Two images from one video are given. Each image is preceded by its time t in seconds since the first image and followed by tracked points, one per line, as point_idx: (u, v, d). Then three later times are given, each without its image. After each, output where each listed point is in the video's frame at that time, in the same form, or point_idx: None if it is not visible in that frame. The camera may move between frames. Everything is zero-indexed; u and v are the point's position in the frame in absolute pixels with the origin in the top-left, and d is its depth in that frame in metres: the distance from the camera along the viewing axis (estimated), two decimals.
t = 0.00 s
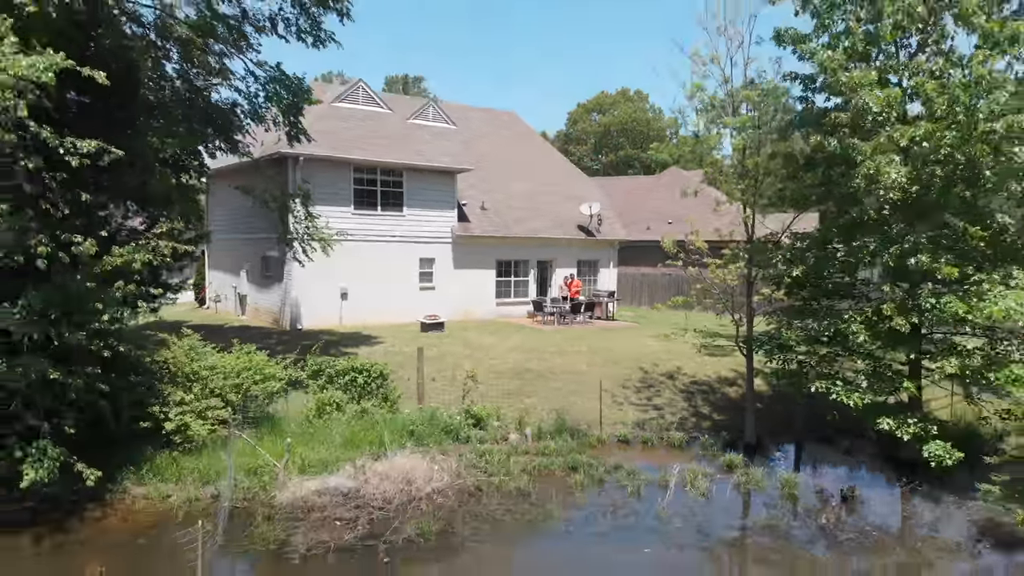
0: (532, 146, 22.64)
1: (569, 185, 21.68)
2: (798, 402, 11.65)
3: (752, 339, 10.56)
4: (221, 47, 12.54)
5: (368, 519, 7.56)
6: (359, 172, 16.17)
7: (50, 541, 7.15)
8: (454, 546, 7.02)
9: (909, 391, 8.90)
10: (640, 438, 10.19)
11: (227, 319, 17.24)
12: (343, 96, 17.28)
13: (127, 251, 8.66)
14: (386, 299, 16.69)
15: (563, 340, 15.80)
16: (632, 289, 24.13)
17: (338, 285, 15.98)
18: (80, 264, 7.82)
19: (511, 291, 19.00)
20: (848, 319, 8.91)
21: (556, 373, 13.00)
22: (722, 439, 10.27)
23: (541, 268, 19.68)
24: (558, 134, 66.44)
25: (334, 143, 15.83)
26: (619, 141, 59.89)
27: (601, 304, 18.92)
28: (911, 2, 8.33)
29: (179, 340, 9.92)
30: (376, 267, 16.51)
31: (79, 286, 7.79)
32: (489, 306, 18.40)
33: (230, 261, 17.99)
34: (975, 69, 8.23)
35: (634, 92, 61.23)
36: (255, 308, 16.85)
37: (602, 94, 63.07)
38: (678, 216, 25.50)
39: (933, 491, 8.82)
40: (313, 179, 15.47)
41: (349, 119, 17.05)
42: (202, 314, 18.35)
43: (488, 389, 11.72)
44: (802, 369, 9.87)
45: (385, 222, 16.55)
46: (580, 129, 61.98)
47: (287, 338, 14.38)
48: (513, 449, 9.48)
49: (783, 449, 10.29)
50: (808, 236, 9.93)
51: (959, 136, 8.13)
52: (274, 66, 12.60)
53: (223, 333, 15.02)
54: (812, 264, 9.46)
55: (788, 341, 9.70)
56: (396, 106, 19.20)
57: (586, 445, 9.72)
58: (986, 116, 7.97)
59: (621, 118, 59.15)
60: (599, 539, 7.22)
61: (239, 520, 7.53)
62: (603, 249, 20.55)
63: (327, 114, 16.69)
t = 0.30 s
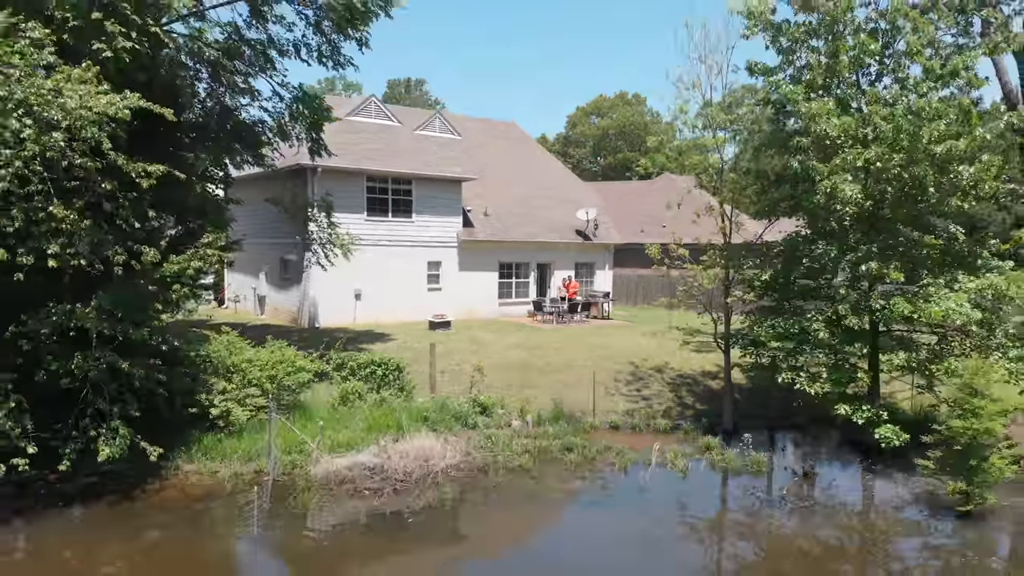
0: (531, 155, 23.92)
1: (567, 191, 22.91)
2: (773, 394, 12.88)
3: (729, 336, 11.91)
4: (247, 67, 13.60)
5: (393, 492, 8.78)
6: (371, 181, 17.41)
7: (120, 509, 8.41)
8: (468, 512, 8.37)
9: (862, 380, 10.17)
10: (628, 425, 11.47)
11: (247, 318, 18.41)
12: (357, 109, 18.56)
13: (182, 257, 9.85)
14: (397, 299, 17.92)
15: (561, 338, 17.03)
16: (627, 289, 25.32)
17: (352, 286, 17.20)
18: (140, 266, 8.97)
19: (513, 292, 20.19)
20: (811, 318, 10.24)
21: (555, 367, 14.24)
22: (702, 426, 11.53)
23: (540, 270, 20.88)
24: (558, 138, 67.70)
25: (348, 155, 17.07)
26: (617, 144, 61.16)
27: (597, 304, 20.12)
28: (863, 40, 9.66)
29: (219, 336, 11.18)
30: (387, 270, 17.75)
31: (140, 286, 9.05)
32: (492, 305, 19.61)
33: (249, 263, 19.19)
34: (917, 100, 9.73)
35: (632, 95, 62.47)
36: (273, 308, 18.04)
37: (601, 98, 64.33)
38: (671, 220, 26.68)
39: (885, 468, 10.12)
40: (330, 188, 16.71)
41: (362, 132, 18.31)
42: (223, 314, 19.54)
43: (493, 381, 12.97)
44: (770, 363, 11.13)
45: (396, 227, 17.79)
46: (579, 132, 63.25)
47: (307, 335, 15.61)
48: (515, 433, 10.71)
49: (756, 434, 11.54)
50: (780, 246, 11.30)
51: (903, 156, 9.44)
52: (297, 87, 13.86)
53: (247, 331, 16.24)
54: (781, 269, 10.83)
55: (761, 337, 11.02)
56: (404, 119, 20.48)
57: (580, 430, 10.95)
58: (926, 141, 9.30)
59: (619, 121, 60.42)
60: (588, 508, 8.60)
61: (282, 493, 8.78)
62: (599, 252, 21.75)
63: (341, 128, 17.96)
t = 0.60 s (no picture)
0: (531, 163, 25.22)
1: (565, 198, 24.20)
2: (752, 387, 14.11)
3: (710, 335, 13.16)
4: (271, 87, 14.86)
5: (411, 468, 10.48)
6: (382, 190, 18.70)
7: (175, 483, 9.81)
8: (475, 493, 9.76)
9: (824, 373, 11.45)
10: (618, 415, 12.93)
11: (266, 317, 19.66)
12: (368, 123, 20.00)
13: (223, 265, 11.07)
14: (406, 300, 19.19)
15: (559, 336, 18.31)
16: (624, 290, 26.57)
17: (364, 288, 18.48)
18: (190, 275, 10.11)
19: (514, 293, 21.44)
20: (780, 318, 11.54)
21: (553, 362, 15.59)
22: (684, 415, 12.90)
23: (540, 272, 22.12)
24: (558, 140, 69.03)
25: (361, 166, 18.40)
26: (616, 147, 62.47)
27: (593, 304, 21.34)
28: (824, 72, 10.98)
29: (251, 334, 12.47)
30: (397, 272, 19.02)
31: (189, 293, 10.21)
32: (495, 305, 20.87)
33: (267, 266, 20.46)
34: (872, 124, 10.96)
35: (631, 99, 63.73)
36: (291, 308, 19.29)
37: (600, 101, 65.63)
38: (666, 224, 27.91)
39: (846, 452, 11.45)
40: (345, 197, 17.99)
41: (373, 145, 19.69)
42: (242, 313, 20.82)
43: (496, 375, 14.31)
44: (743, 357, 12.43)
45: (406, 233, 19.07)
46: (578, 135, 64.62)
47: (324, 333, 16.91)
48: (517, 421, 12.10)
49: (734, 421, 12.85)
50: (755, 254, 12.59)
51: (859, 176, 10.78)
52: (318, 107, 15.13)
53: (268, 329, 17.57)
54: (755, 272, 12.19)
55: (736, 335, 12.36)
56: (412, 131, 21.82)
57: (575, 418, 12.36)
58: (880, 162, 10.57)
59: (617, 125, 61.71)
60: (579, 490, 9.92)
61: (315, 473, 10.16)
62: (596, 255, 22.98)
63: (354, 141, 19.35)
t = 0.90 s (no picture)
0: (531, 171, 26.56)
1: (563, 204, 25.52)
2: (734, 380, 15.45)
3: (695, 333, 14.48)
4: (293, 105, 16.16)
5: (425, 452, 12.02)
6: (393, 198, 20.03)
7: (218, 464, 11.34)
8: (479, 474, 11.21)
9: (794, 367, 12.78)
10: (610, 406, 14.29)
11: (282, 317, 20.96)
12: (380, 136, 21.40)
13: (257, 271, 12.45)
14: (414, 300, 20.50)
15: (558, 334, 19.63)
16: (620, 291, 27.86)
17: (376, 289, 19.80)
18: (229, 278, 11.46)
19: (516, 294, 22.73)
20: (756, 318, 12.90)
21: (552, 358, 16.95)
22: (670, 406, 14.26)
23: (540, 274, 23.41)
24: (558, 143, 70.40)
25: (373, 176, 19.76)
26: (615, 150, 63.83)
27: (590, 305, 22.61)
28: (794, 98, 12.31)
29: (279, 333, 13.82)
30: (406, 275, 20.33)
31: (228, 294, 11.56)
32: (497, 305, 22.17)
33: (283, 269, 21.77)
34: (838, 144, 12.26)
35: (629, 103, 65.06)
36: (306, 308, 20.57)
37: (598, 105, 67.00)
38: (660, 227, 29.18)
39: (814, 438, 12.79)
40: (359, 205, 19.31)
41: (384, 156, 21.07)
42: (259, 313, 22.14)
43: (500, 370, 15.67)
44: (723, 353, 13.76)
45: (414, 238, 20.38)
46: (577, 138, 66.01)
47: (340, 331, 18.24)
48: (519, 411, 13.47)
49: (716, 412, 14.20)
50: (734, 260, 13.92)
51: (826, 192, 12.08)
52: (335, 123, 16.43)
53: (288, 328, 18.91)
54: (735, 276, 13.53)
55: (716, 333, 13.73)
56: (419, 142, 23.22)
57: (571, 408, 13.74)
58: (842, 178, 11.88)
59: (616, 128, 63.09)
60: (569, 471, 11.37)
61: (343, 458, 11.60)
62: (593, 258, 24.27)
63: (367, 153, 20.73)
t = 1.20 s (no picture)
0: (530, 178, 27.93)
1: (562, 210, 26.89)
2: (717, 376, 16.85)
3: (681, 332, 15.87)
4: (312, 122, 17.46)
5: (435, 439, 13.52)
6: (402, 207, 21.42)
7: (249, 451, 12.86)
8: (483, 461, 12.66)
9: (769, 363, 14.17)
10: (603, 399, 15.73)
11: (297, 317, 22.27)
12: (389, 147, 22.81)
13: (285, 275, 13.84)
14: (421, 301, 21.89)
15: (556, 333, 21.01)
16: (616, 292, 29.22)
17: (386, 291, 21.18)
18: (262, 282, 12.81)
19: (516, 295, 24.09)
20: (735, 319, 14.31)
21: (550, 356, 18.38)
22: (657, 399, 15.70)
23: (539, 277, 24.74)
24: (558, 146, 71.88)
25: (384, 186, 21.18)
26: (613, 154, 65.30)
27: (587, 305, 23.94)
28: (767, 121, 13.71)
29: (303, 332, 15.25)
30: (413, 277, 21.70)
31: (259, 297, 12.88)
32: (499, 306, 23.53)
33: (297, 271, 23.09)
34: (808, 163, 13.63)
35: (627, 107, 66.52)
36: (319, 309, 21.86)
37: (597, 109, 68.50)
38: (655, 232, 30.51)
39: (786, 428, 14.18)
40: (370, 214, 20.73)
41: (393, 166, 22.51)
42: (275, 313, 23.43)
43: (503, 367, 17.10)
44: (707, 351, 15.14)
45: (421, 243, 21.73)
46: (577, 142, 67.54)
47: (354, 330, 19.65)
48: (520, 403, 14.93)
49: (699, 404, 15.63)
50: (717, 266, 15.29)
51: (797, 205, 13.47)
52: (351, 138, 17.81)
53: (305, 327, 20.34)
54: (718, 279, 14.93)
55: (700, 333, 15.10)
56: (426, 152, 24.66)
57: (567, 401, 15.20)
58: (810, 194, 13.28)
59: (614, 133, 64.57)
60: (563, 458, 12.84)
61: (363, 447, 13.01)
62: (590, 261, 25.62)
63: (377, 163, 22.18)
